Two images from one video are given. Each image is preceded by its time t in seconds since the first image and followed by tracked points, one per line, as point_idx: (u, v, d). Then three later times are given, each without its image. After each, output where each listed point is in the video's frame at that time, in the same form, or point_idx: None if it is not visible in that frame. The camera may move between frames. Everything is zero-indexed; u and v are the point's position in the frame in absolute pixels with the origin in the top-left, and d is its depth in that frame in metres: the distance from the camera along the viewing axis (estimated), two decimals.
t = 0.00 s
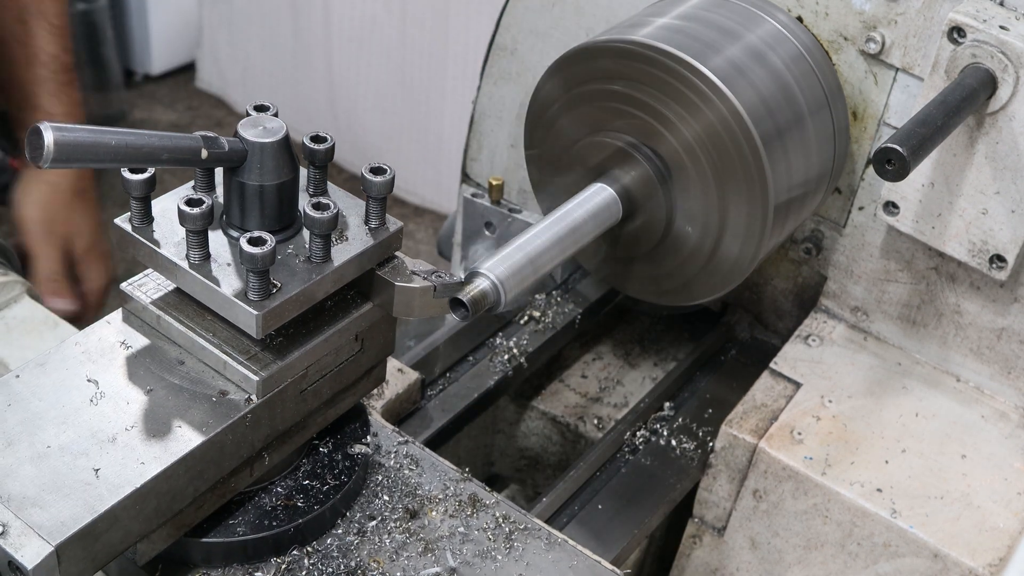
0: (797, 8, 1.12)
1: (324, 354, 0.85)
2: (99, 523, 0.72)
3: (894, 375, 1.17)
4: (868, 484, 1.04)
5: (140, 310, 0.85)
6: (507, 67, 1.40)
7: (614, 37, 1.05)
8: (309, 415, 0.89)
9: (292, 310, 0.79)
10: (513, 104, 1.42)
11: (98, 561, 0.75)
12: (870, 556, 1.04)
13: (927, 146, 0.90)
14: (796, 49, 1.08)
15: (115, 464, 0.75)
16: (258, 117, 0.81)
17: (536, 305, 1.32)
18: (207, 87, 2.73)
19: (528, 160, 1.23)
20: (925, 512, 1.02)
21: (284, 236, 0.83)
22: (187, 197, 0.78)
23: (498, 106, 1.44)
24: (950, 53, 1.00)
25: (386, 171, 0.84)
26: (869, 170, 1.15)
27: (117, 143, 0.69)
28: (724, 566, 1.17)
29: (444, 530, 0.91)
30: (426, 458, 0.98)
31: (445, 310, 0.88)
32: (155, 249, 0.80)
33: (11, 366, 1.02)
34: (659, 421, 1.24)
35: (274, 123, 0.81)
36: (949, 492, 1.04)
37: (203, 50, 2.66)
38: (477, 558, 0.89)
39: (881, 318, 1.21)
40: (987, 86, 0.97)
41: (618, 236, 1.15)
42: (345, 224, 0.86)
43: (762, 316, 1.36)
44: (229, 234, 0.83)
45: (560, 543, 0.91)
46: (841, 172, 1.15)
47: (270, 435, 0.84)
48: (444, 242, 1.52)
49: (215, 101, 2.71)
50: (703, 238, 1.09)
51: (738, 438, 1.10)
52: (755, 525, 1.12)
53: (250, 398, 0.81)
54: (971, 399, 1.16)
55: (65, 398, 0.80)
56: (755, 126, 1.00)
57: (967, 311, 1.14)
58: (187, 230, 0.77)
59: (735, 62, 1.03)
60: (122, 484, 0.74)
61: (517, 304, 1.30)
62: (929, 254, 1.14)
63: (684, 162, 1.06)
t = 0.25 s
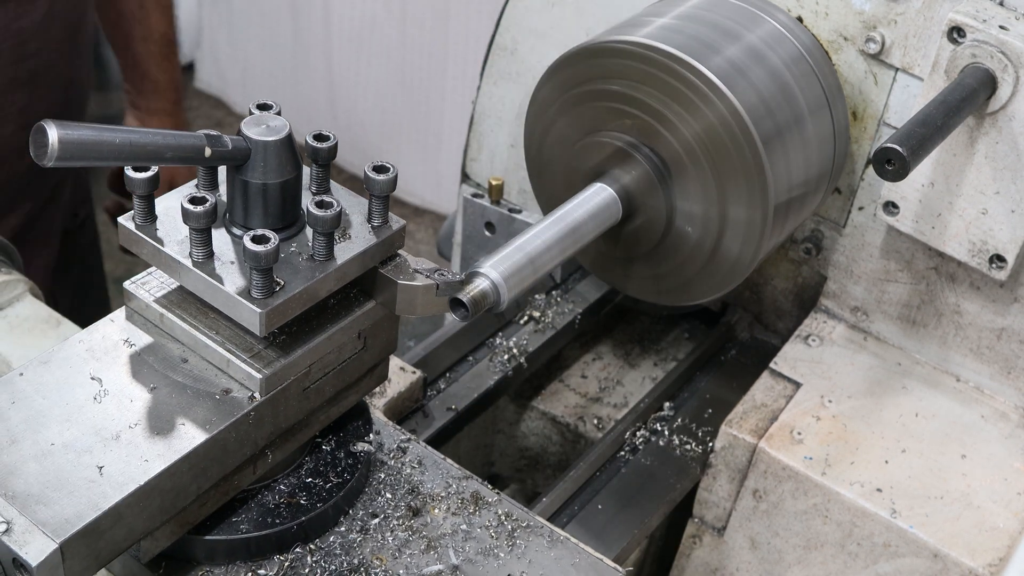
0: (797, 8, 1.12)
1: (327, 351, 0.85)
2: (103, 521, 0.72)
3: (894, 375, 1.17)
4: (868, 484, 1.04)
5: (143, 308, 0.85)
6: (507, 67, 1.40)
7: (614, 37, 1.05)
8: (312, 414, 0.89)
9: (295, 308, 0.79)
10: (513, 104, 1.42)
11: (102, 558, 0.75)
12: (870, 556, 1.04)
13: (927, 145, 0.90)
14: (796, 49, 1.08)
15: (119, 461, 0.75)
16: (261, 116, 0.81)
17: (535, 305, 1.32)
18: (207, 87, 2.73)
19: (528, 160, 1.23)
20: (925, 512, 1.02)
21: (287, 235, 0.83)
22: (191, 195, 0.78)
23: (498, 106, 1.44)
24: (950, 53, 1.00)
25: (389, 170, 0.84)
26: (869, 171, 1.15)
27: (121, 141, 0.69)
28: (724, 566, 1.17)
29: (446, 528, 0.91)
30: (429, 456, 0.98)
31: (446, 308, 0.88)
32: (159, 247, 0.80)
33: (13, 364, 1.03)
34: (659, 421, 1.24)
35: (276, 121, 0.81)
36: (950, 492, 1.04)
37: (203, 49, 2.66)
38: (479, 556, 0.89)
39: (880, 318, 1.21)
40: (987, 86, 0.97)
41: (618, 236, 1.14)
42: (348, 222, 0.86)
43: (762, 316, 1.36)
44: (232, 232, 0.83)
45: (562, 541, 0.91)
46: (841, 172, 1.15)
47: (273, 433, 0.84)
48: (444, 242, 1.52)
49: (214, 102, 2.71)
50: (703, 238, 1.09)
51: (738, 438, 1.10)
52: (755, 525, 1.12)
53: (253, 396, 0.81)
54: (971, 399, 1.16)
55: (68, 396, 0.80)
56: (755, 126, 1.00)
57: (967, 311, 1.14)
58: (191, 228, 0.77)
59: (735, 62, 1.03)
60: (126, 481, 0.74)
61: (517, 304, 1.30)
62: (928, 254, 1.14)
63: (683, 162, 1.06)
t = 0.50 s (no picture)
0: (797, 8, 1.12)
1: (330, 349, 0.85)
2: (106, 518, 0.72)
3: (894, 375, 1.17)
4: (868, 484, 1.04)
5: (146, 306, 0.85)
6: (507, 67, 1.40)
7: (613, 37, 1.05)
8: (314, 412, 0.89)
9: (298, 306, 0.79)
10: (513, 104, 1.42)
11: (106, 555, 0.75)
12: (870, 556, 1.04)
13: (927, 146, 0.90)
14: (796, 49, 1.08)
15: (123, 459, 0.75)
16: (264, 115, 0.81)
17: (535, 305, 1.33)
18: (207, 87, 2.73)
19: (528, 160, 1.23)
20: (925, 512, 1.02)
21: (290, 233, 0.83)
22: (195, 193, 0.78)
23: (498, 106, 1.44)
24: (950, 53, 1.00)
25: (392, 168, 0.84)
26: (869, 170, 1.15)
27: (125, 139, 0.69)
28: (724, 566, 1.17)
29: (449, 526, 0.91)
30: (431, 455, 0.98)
31: (446, 308, 0.88)
32: (162, 245, 0.80)
33: (17, 362, 1.03)
34: (659, 421, 1.24)
35: (280, 120, 0.81)
36: (950, 492, 1.04)
37: (203, 49, 2.59)
38: (482, 553, 0.89)
39: (880, 318, 1.21)
40: (987, 86, 0.97)
41: (618, 236, 1.14)
42: (351, 221, 0.86)
43: (762, 316, 1.36)
44: (235, 231, 0.83)
45: (565, 539, 0.91)
46: (841, 172, 1.15)
47: (276, 431, 0.84)
48: (444, 242, 1.52)
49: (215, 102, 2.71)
50: (703, 237, 1.09)
51: (738, 438, 1.10)
52: (755, 525, 1.12)
53: (256, 394, 0.81)
54: (971, 399, 1.16)
55: (72, 393, 0.80)
56: (755, 126, 1.00)
57: (967, 311, 1.14)
58: (194, 226, 0.77)
59: (735, 62, 1.03)
60: (130, 479, 0.74)
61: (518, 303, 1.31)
62: (928, 254, 1.14)
63: (684, 162, 1.06)
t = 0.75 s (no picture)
0: (796, 8, 1.12)
1: (333, 347, 0.85)
2: (111, 515, 0.72)
3: (894, 375, 1.17)
4: (868, 484, 1.04)
5: (150, 303, 0.85)
6: (507, 67, 1.40)
7: (613, 37, 1.05)
8: (317, 410, 0.89)
9: (301, 303, 0.79)
10: (513, 104, 1.42)
11: (110, 552, 0.75)
12: (870, 556, 1.04)
13: (927, 145, 0.90)
14: (796, 49, 1.08)
15: (127, 456, 0.75)
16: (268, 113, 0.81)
17: (535, 306, 1.33)
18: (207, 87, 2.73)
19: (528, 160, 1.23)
20: (925, 512, 1.02)
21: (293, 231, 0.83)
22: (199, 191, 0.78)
23: (498, 106, 1.44)
24: (950, 53, 1.00)
25: (396, 167, 0.84)
26: (869, 170, 1.15)
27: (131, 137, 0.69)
28: (724, 566, 1.17)
29: (452, 523, 0.91)
30: (434, 452, 0.98)
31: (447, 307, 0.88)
32: (166, 243, 0.80)
33: (20, 360, 1.02)
34: (659, 421, 1.24)
35: (284, 118, 0.81)
36: (949, 492, 1.04)
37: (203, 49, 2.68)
38: (485, 551, 0.89)
39: (880, 318, 1.21)
40: (987, 86, 0.97)
41: (617, 236, 1.14)
42: (355, 219, 0.86)
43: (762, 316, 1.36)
44: (238, 229, 0.83)
45: (568, 536, 0.91)
46: (841, 172, 1.15)
47: (279, 429, 0.84)
48: (444, 242, 1.52)
49: (214, 102, 2.71)
50: (703, 237, 1.09)
51: (738, 438, 1.10)
52: (755, 525, 1.12)
53: (260, 391, 0.81)
54: (971, 399, 1.16)
55: (76, 391, 0.79)
56: (755, 126, 1.00)
57: (967, 311, 1.14)
58: (198, 224, 0.77)
59: (734, 62, 1.03)
60: (135, 476, 0.74)
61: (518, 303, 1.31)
62: (928, 254, 1.14)
63: (684, 161, 1.06)
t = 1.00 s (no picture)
0: (797, 8, 1.12)
1: (317, 358, 0.85)
2: (89, 530, 0.73)
3: (894, 375, 1.17)
4: (868, 484, 1.04)
5: (134, 313, 0.85)
6: (507, 67, 1.40)
7: (614, 37, 1.05)
8: (302, 421, 0.89)
9: (285, 313, 0.79)
10: (513, 104, 1.42)
11: (90, 566, 0.75)
12: (870, 556, 1.04)
13: (927, 145, 0.90)
14: (796, 49, 1.08)
15: (107, 469, 0.76)
16: (251, 121, 0.81)
17: (536, 305, 1.33)
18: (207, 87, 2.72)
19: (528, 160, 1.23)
20: (925, 512, 1.02)
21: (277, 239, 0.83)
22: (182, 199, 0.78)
23: (498, 106, 1.44)
24: (950, 53, 1.00)
25: (379, 174, 0.84)
26: (869, 171, 1.15)
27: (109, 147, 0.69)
28: (724, 566, 1.17)
29: (438, 535, 0.91)
30: (421, 463, 0.98)
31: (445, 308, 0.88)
32: (148, 252, 0.80)
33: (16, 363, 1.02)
34: (659, 421, 1.24)
35: (268, 125, 0.81)
36: (949, 492, 1.04)
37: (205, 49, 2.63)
38: (471, 562, 0.89)
39: (880, 318, 1.21)
40: (987, 86, 0.97)
41: (617, 237, 1.15)
42: (339, 227, 0.86)
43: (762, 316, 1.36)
44: (223, 237, 0.83)
45: (554, 548, 0.91)
46: (841, 172, 1.15)
47: (263, 440, 0.84)
48: (443, 242, 1.52)
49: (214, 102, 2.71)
50: (703, 238, 1.09)
51: (738, 438, 1.10)
52: (755, 525, 1.12)
53: (243, 402, 0.81)
54: (971, 399, 1.16)
55: (59, 402, 0.80)
56: (755, 126, 1.00)
57: (967, 311, 1.14)
58: (180, 233, 0.77)
59: (735, 62, 1.03)
60: (115, 489, 0.74)
61: (517, 304, 1.31)
62: (928, 254, 1.14)
63: (684, 162, 1.06)
